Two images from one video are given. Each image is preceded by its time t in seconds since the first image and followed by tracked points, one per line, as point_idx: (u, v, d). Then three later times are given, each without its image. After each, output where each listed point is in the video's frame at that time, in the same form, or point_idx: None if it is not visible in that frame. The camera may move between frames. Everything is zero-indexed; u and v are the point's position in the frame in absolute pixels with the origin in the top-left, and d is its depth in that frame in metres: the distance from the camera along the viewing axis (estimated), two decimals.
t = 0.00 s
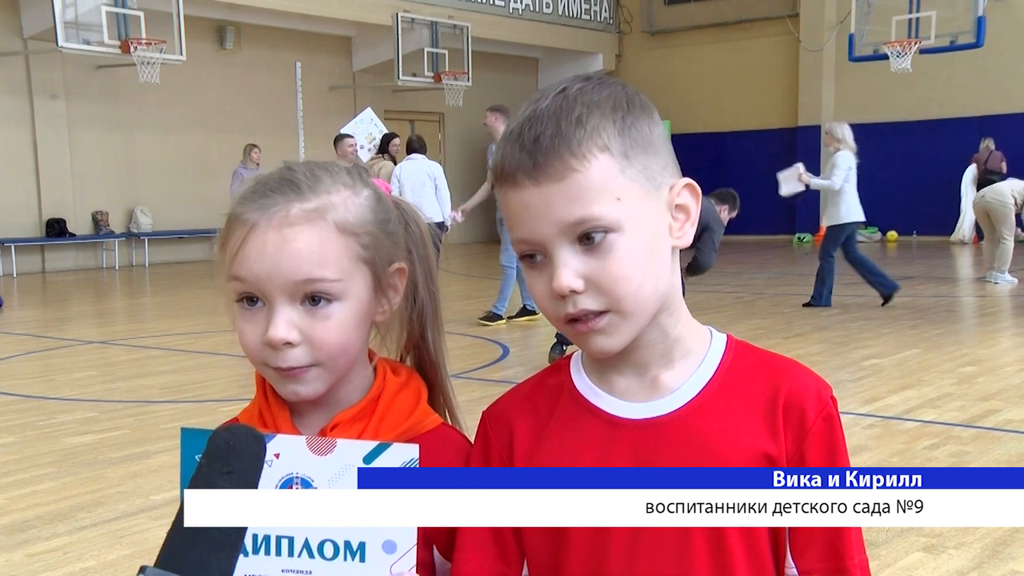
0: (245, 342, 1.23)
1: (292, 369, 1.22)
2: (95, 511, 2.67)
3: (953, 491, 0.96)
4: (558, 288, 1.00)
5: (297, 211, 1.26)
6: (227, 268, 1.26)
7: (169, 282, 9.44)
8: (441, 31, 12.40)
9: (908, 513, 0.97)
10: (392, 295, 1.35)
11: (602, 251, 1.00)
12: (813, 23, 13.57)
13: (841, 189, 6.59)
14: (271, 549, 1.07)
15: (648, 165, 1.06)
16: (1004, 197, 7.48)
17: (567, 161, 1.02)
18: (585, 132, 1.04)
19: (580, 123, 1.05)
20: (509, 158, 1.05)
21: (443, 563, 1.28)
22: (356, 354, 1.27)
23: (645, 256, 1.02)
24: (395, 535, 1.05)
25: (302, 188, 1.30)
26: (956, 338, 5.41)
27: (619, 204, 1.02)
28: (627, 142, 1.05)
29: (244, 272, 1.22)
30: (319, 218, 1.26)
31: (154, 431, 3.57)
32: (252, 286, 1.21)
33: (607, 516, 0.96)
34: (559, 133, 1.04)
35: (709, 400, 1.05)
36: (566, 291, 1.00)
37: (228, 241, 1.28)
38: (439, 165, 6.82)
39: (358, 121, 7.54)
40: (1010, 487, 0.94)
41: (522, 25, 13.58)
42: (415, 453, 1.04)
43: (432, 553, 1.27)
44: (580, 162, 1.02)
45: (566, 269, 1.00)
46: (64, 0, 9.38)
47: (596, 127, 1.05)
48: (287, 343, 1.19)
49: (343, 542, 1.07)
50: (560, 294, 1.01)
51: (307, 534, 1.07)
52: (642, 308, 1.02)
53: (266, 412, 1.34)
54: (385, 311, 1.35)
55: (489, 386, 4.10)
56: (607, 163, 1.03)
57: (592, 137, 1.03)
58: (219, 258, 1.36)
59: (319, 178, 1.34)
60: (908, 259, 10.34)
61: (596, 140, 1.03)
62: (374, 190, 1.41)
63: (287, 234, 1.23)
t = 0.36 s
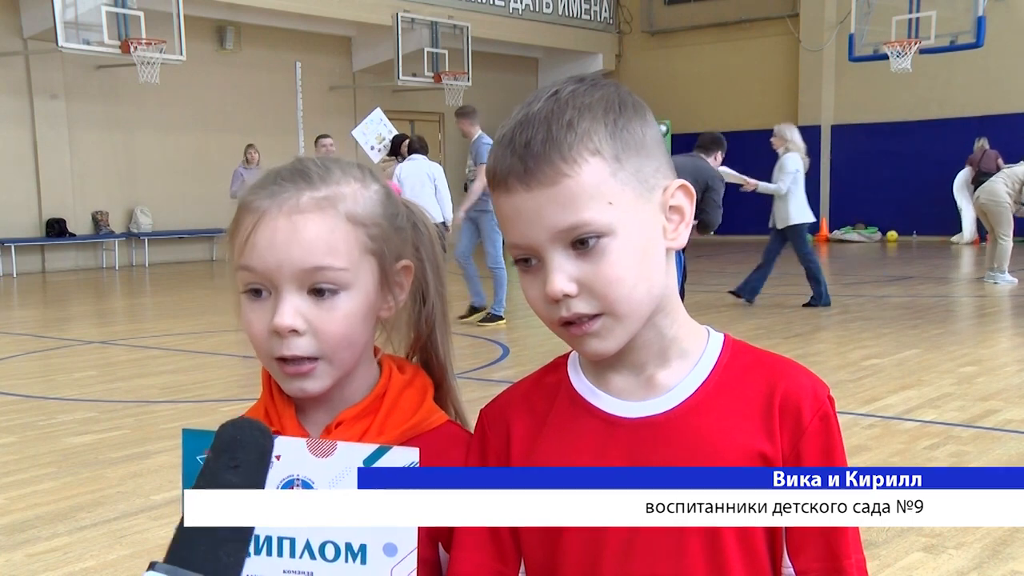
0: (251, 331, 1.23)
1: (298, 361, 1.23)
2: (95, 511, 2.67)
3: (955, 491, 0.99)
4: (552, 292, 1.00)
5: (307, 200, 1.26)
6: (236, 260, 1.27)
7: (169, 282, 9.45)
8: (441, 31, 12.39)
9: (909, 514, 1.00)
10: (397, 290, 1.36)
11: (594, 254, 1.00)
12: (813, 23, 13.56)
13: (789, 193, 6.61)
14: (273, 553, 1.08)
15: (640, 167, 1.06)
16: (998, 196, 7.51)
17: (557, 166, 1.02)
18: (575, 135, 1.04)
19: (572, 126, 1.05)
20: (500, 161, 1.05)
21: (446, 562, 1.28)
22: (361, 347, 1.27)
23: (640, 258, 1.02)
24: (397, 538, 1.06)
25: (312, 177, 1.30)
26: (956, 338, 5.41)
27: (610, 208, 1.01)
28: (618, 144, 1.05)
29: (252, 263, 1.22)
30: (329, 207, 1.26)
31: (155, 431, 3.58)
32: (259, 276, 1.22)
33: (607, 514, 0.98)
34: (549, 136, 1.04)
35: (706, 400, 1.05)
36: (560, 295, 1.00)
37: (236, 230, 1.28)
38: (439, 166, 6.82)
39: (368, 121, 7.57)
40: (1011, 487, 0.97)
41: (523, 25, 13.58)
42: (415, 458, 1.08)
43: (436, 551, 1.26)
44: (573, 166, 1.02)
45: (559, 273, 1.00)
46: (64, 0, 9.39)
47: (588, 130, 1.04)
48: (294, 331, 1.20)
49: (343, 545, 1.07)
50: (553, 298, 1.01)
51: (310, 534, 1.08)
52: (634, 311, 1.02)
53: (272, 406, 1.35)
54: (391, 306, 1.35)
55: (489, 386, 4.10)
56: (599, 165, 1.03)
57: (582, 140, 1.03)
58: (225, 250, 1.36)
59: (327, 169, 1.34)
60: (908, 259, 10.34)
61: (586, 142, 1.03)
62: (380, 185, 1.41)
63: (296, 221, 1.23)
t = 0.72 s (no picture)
0: (252, 321, 1.23)
1: (299, 349, 1.22)
2: (95, 510, 2.67)
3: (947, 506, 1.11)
4: (557, 291, 1.00)
5: (311, 184, 1.27)
6: (238, 247, 1.27)
7: (169, 282, 9.44)
8: (441, 31, 12.38)
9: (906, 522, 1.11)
10: (402, 284, 1.35)
11: (598, 253, 1.00)
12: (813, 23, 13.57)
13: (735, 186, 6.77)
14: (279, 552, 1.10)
15: (644, 166, 1.06)
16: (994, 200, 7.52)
17: (560, 166, 1.02)
18: (579, 135, 1.04)
19: (575, 125, 1.05)
20: (503, 162, 1.05)
21: (451, 551, 1.30)
22: (365, 337, 1.27)
23: (644, 257, 1.02)
24: (402, 540, 1.08)
25: (317, 164, 1.31)
26: (955, 338, 5.41)
27: (614, 207, 1.01)
28: (622, 143, 1.05)
29: (254, 248, 1.22)
30: (333, 192, 1.27)
31: (155, 431, 3.58)
32: (260, 260, 1.22)
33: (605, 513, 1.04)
34: (553, 136, 1.04)
35: (710, 400, 1.05)
36: (565, 294, 1.00)
37: (240, 219, 1.29)
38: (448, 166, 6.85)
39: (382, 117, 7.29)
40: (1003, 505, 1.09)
41: (522, 25, 13.59)
42: (426, 457, 1.08)
43: (442, 541, 1.29)
44: (576, 166, 1.02)
45: (565, 273, 1.00)
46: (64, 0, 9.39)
47: (591, 130, 1.04)
48: (295, 318, 1.19)
49: (349, 547, 1.10)
50: (558, 297, 1.01)
51: (315, 534, 1.10)
52: (640, 310, 1.02)
53: (273, 402, 1.34)
54: (396, 300, 1.34)
55: (489, 385, 4.10)
56: (602, 164, 1.03)
57: (586, 140, 1.03)
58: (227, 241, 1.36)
59: (334, 158, 1.35)
60: (908, 259, 10.34)
61: (590, 142, 1.03)
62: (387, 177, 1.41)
63: (299, 207, 1.23)
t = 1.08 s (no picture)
0: (254, 332, 1.22)
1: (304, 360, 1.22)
2: (95, 511, 2.67)
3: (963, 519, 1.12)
4: (569, 293, 1.00)
5: (320, 198, 1.27)
6: (243, 258, 1.27)
7: (170, 282, 9.44)
8: (441, 31, 12.38)
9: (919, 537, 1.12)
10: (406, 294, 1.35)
11: (608, 257, 1.00)
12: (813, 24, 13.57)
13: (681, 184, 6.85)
14: None
15: (654, 168, 1.06)
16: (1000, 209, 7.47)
17: (570, 168, 1.02)
18: (590, 136, 1.03)
19: (586, 126, 1.05)
20: (514, 163, 1.05)
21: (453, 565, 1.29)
22: (371, 348, 1.27)
23: (656, 258, 1.02)
24: (412, 564, 1.09)
25: (325, 178, 1.32)
26: (956, 338, 5.41)
27: (626, 210, 1.01)
28: (633, 144, 1.05)
29: (261, 259, 1.22)
30: (342, 207, 1.27)
31: (155, 431, 3.57)
32: (265, 273, 1.21)
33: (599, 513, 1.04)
34: (564, 137, 1.04)
35: (719, 402, 1.05)
36: (576, 295, 1.00)
37: (245, 229, 1.29)
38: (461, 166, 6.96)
39: (385, 118, 6.93)
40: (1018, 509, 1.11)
41: (522, 25, 13.59)
42: (435, 483, 1.08)
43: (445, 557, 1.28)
44: (588, 166, 1.02)
45: (576, 275, 1.00)
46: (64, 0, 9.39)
47: (602, 130, 1.04)
48: (301, 333, 1.19)
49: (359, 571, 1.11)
50: (570, 299, 1.01)
51: (324, 560, 1.11)
52: (650, 312, 1.02)
53: (274, 409, 1.34)
54: (401, 316, 1.34)
55: (489, 385, 4.10)
56: (613, 167, 1.02)
57: (597, 141, 1.03)
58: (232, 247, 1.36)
59: (340, 171, 1.35)
60: (908, 259, 10.34)
61: (601, 144, 1.03)
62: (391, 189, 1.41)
63: (307, 219, 1.24)
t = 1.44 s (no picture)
0: (247, 330, 1.22)
1: (299, 362, 1.21)
2: (95, 511, 2.67)
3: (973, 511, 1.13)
4: (563, 292, 1.01)
5: (317, 196, 1.28)
6: (238, 255, 1.26)
7: (170, 282, 9.44)
8: (441, 31, 12.38)
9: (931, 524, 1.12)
10: (401, 295, 1.35)
11: (601, 255, 1.01)
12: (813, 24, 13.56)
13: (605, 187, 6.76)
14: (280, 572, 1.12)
15: (652, 169, 1.06)
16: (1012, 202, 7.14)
17: (566, 165, 1.02)
18: (587, 134, 1.03)
19: (584, 124, 1.05)
20: (512, 160, 1.05)
21: (449, 566, 1.29)
22: (366, 348, 1.26)
23: (655, 258, 1.02)
24: (408, 560, 1.09)
25: (322, 176, 1.32)
26: (956, 338, 5.41)
27: (621, 207, 1.02)
28: (632, 144, 1.05)
29: (255, 258, 1.22)
30: (339, 206, 1.28)
31: (155, 431, 3.58)
32: (260, 271, 1.21)
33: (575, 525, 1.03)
34: (561, 134, 1.04)
35: (718, 402, 1.05)
36: (569, 293, 1.00)
37: (241, 228, 1.28)
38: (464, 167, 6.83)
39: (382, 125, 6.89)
40: None
41: (522, 25, 13.58)
42: (431, 479, 1.09)
43: (440, 553, 1.29)
44: (586, 166, 1.02)
45: (568, 272, 1.01)
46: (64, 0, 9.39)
47: (601, 129, 1.04)
48: (296, 332, 1.19)
49: (355, 568, 1.11)
50: (563, 297, 1.01)
51: (320, 557, 1.11)
52: (645, 311, 1.02)
53: (266, 410, 1.34)
54: (394, 317, 1.34)
55: (489, 385, 4.11)
56: (611, 166, 1.03)
57: (594, 140, 1.03)
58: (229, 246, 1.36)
59: (339, 171, 1.35)
60: (908, 259, 10.34)
61: (598, 142, 1.03)
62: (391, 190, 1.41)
63: (304, 219, 1.24)
